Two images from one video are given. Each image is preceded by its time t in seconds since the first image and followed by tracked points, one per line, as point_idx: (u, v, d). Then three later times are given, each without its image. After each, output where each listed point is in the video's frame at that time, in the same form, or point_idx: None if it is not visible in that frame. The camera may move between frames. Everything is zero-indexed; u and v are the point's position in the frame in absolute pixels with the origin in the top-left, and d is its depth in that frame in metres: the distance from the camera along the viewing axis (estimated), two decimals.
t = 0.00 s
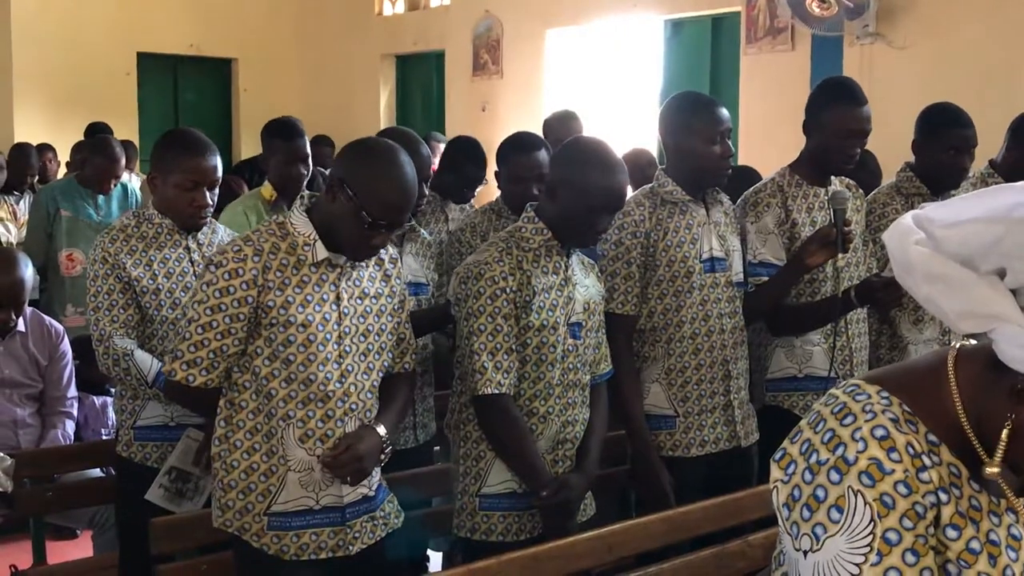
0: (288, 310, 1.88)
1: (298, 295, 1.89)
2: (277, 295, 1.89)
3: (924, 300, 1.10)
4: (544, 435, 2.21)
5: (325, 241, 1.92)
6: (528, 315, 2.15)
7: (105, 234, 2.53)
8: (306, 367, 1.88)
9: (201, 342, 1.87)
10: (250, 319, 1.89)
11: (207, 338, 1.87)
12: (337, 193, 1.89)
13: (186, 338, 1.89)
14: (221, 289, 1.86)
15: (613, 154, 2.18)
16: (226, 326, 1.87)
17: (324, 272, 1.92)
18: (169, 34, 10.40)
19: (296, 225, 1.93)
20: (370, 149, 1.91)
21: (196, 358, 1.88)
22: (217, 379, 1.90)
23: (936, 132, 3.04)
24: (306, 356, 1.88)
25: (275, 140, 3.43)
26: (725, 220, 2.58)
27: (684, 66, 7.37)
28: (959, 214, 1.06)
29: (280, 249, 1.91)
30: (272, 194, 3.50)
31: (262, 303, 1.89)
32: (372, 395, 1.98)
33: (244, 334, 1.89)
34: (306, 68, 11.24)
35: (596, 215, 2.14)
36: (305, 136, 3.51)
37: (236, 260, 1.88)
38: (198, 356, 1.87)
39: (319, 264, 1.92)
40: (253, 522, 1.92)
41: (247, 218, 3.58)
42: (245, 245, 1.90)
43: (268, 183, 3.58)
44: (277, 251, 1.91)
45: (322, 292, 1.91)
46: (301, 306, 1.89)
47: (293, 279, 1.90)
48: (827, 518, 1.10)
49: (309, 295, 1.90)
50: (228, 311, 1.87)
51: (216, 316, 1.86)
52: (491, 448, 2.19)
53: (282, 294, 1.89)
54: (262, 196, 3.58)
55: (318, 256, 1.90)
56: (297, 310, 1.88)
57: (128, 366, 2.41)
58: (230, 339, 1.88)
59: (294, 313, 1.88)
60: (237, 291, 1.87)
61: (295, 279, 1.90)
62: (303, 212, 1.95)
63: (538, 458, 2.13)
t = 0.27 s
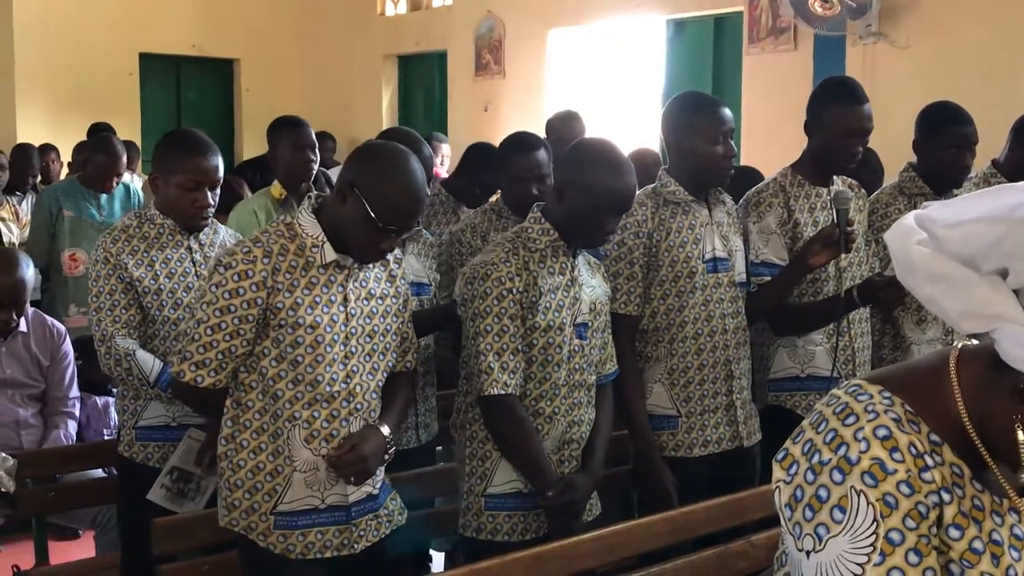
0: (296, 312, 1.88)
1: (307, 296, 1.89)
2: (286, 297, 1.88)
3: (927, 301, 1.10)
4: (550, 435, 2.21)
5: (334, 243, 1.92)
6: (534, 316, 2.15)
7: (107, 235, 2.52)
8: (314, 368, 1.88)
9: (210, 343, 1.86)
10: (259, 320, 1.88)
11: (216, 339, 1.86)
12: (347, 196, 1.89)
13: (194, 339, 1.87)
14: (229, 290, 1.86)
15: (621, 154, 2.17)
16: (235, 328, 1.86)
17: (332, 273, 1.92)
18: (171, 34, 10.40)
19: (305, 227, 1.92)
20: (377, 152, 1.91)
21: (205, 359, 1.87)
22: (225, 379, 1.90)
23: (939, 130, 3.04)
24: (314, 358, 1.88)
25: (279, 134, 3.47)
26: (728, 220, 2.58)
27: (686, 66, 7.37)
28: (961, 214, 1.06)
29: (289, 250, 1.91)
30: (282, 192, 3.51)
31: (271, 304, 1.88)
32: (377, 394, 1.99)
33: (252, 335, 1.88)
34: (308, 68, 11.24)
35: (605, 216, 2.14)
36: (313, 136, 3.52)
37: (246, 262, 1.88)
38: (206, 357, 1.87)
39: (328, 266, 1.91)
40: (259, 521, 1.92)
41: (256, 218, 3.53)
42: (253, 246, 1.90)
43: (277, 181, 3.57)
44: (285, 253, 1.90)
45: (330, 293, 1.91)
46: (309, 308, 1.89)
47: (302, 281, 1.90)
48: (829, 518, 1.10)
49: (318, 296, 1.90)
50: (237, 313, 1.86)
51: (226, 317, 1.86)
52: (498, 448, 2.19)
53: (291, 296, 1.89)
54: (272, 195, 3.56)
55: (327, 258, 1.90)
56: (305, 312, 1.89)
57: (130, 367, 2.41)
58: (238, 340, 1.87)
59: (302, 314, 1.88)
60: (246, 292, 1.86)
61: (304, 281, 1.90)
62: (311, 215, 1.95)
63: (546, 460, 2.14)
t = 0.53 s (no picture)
0: (306, 312, 1.89)
1: (317, 296, 1.90)
2: (296, 297, 1.90)
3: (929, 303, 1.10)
4: (556, 437, 2.21)
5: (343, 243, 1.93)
6: (540, 318, 2.16)
7: (109, 236, 2.53)
8: (325, 368, 1.89)
9: (221, 344, 1.87)
10: (270, 321, 1.89)
11: (228, 339, 1.86)
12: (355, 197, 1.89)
13: (206, 339, 1.88)
14: (240, 291, 1.87)
15: (628, 157, 2.18)
16: (246, 328, 1.87)
17: (342, 273, 1.93)
18: (174, 36, 10.42)
19: (314, 228, 1.93)
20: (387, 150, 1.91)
21: (217, 360, 1.87)
22: (237, 380, 1.90)
23: (941, 131, 3.03)
24: (325, 357, 1.89)
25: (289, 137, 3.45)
26: (731, 221, 2.57)
27: (688, 67, 7.37)
28: (960, 216, 1.06)
29: (299, 251, 1.91)
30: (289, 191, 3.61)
31: (282, 304, 1.89)
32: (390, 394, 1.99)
33: (264, 336, 1.89)
34: (311, 70, 11.25)
35: (612, 218, 2.14)
36: (322, 135, 3.53)
37: (256, 263, 1.89)
38: (218, 358, 1.87)
39: (337, 266, 1.92)
40: (273, 522, 1.93)
41: (264, 216, 3.63)
42: (264, 247, 1.91)
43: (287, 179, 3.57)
44: (295, 253, 1.91)
45: (339, 293, 1.92)
46: (320, 308, 1.90)
47: (311, 281, 1.91)
48: (831, 520, 1.10)
49: (327, 296, 1.91)
50: (248, 313, 1.87)
51: (237, 317, 1.87)
52: (504, 449, 2.19)
53: (301, 296, 1.90)
54: (280, 194, 3.66)
55: (336, 258, 1.91)
56: (315, 312, 1.90)
57: (133, 368, 2.41)
58: (250, 341, 1.88)
59: (314, 315, 1.89)
60: (256, 292, 1.87)
61: (314, 281, 1.91)
62: (321, 215, 1.95)
63: (552, 461, 2.14)
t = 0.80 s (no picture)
0: (316, 309, 1.90)
1: (326, 294, 1.91)
2: (305, 295, 1.91)
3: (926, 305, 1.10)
4: (563, 437, 2.23)
5: (351, 240, 1.94)
6: (545, 319, 2.16)
7: (113, 238, 2.53)
8: (337, 366, 1.90)
9: (232, 343, 1.88)
10: (279, 320, 1.91)
11: (239, 339, 1.88)
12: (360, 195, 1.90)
13: (218, 338, 1.89)
14: (249, 290, 1.88)
15: (632, 158, 2.18)
16: (257, 327, 1.89)
17: (350, 271, 1.94)
18: (176, 38, 10.42)
19: (323, 228, 1.95)
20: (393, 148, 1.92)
21: (228, 359, 1.89)
22: (249, 380, 1.91)
23: (942, 131, 3.04)
24: (336, 355, 1.90)
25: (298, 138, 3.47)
26: (733, 222, 2.57)
27: (690, 68, 7.37)
28: (956, 217, 1.06)
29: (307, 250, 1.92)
30: (299, 191, 3.62)
31: (291, 303, 1.91)
32: (403, 393, 2.00)
33: (274, 335, 1.91)
34: (312, 71, 11.25)
35: (616, 220, 2.14)
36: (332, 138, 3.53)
37: (264, 262, 1.90)
38: (230, 357, 1.89)
39: (346, 263, 1.93)
40: (289, 520, 1.94)
41: (274, 216, 3.63)
42: (271, 247, 1.92)
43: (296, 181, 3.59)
44: (303, 252, 1.92)
45: (349, 291, 1.93)
46: (329, 305, 1.91)
47: (320, 279, 1.92)
48: (834, 521, 1.10)
49: (336, 295, 1.92)
50: (259, 311, 1.88)
51: (246, 317, 1.88)
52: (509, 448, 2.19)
53: (310, 294, 1.91)
54: (289, 195, 3.66)
55: (344, 255, 1.92)
56: (325, 310, 1.91)
57: (136, 369, 2.41)
58: (261, 340, 1.89)
59: (323, 312, 1.90)
60: (266, 291, 1.89)
61: (322, 279, 1.92)
62: (330, 215, 1.97)
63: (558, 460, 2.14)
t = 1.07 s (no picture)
0: (320, 308, 1.91)
1: (330, 292, 1.91)
2: (309, 294, 1.91)
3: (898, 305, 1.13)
4: (564, 437, 2.23)
5: (355, 239, 1.93)
6: (545, 319, 2.17)
7: (113, 239, 2.53)
8: (342, 363, 1.90)
9: (236, 343, 1.89)
10: (283, 319, 1.91)
11: (242, 338, 1.88)
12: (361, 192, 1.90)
13: (221, 338, 1.90)
14: (253, 290, 1.89)
15: (630, 160, 2.18)
16: (260, 327, 1.89)
17: (354, 269, 1.94)
18: (177, 39, 10.42)
19: (327, 227, 1.94)
20: (395, 147, 1.93)
21: (233, 359, 1.89)
22: (254, 379, 1.92)
23: (940, 130, 3.04)
24: (342, 353, 1.90)
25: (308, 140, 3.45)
26: (734, 222, 2.57)
27: (690, 69, 7.38)
28: (913, 218, 1.10)
29: (310, 248, 1.92)
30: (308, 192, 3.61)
31: (294, 302, 1.91)
32: (409, 391, 2.00)
33: (279, 333, 1.91)
34: (311, 73, 11.25)
35: (615, 222, 2.15)
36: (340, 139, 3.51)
37: (267, 261, 1.90)
38: (234, 356, 1.89)
39: (349, 261, 1.93)
40: (296, 519, 1.94)
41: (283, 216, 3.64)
42: (275, 246, 1.92)
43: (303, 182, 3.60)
44: (307, 251, 1.92)
45: (354, 290, 1.93)
46: (332, 304, 1.91)
47: (324, 278, 1.92)
48: (830, 522, 1.12)
49: (340, 293, 1.92)
50: (262, 312, 1.88)
51: (250, 317, 1.88)
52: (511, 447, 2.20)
53: (314, 293, 1.91)
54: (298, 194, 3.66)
55: (348, 253, 1.92)
56: (329, 308, 1.91)
57: (138, 370, 2.41)
58: (264, 339, 1.89)
59: (326, 310, 1.90)
60: (268, 291, 1.89)
61: (326, 277, 1.92)
62: (334, 214, 1.95)
63: (558, 460, 2.13)
